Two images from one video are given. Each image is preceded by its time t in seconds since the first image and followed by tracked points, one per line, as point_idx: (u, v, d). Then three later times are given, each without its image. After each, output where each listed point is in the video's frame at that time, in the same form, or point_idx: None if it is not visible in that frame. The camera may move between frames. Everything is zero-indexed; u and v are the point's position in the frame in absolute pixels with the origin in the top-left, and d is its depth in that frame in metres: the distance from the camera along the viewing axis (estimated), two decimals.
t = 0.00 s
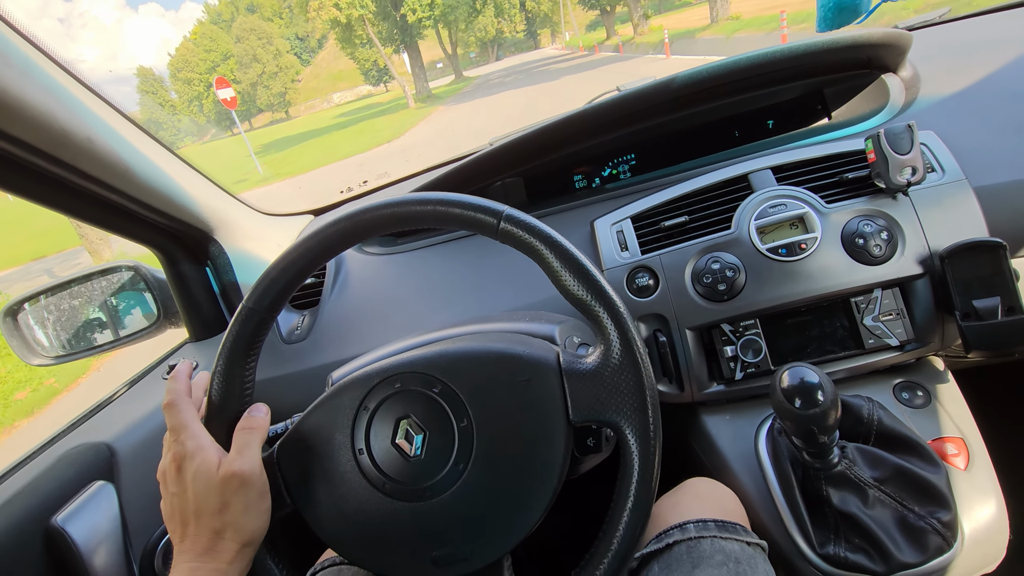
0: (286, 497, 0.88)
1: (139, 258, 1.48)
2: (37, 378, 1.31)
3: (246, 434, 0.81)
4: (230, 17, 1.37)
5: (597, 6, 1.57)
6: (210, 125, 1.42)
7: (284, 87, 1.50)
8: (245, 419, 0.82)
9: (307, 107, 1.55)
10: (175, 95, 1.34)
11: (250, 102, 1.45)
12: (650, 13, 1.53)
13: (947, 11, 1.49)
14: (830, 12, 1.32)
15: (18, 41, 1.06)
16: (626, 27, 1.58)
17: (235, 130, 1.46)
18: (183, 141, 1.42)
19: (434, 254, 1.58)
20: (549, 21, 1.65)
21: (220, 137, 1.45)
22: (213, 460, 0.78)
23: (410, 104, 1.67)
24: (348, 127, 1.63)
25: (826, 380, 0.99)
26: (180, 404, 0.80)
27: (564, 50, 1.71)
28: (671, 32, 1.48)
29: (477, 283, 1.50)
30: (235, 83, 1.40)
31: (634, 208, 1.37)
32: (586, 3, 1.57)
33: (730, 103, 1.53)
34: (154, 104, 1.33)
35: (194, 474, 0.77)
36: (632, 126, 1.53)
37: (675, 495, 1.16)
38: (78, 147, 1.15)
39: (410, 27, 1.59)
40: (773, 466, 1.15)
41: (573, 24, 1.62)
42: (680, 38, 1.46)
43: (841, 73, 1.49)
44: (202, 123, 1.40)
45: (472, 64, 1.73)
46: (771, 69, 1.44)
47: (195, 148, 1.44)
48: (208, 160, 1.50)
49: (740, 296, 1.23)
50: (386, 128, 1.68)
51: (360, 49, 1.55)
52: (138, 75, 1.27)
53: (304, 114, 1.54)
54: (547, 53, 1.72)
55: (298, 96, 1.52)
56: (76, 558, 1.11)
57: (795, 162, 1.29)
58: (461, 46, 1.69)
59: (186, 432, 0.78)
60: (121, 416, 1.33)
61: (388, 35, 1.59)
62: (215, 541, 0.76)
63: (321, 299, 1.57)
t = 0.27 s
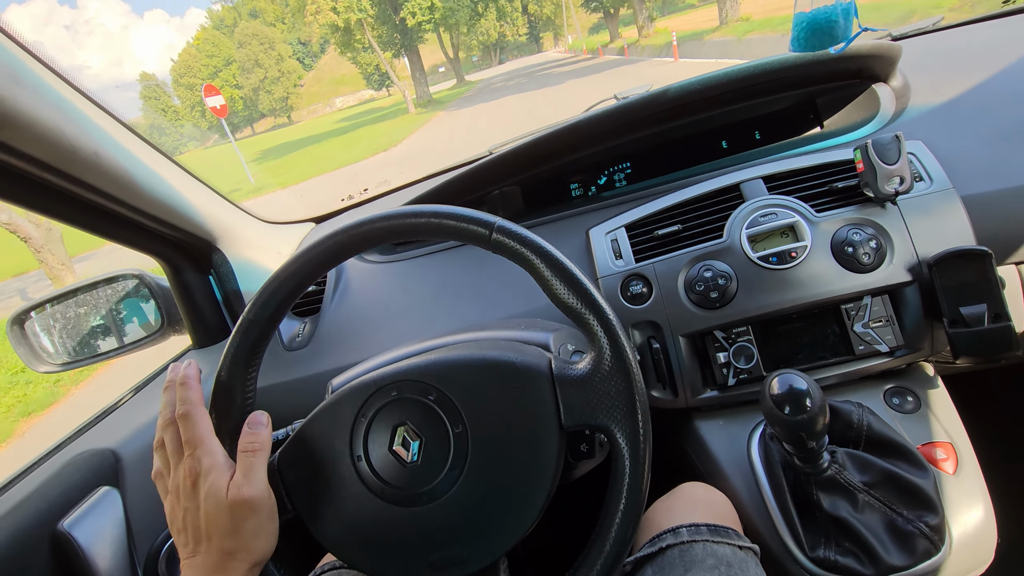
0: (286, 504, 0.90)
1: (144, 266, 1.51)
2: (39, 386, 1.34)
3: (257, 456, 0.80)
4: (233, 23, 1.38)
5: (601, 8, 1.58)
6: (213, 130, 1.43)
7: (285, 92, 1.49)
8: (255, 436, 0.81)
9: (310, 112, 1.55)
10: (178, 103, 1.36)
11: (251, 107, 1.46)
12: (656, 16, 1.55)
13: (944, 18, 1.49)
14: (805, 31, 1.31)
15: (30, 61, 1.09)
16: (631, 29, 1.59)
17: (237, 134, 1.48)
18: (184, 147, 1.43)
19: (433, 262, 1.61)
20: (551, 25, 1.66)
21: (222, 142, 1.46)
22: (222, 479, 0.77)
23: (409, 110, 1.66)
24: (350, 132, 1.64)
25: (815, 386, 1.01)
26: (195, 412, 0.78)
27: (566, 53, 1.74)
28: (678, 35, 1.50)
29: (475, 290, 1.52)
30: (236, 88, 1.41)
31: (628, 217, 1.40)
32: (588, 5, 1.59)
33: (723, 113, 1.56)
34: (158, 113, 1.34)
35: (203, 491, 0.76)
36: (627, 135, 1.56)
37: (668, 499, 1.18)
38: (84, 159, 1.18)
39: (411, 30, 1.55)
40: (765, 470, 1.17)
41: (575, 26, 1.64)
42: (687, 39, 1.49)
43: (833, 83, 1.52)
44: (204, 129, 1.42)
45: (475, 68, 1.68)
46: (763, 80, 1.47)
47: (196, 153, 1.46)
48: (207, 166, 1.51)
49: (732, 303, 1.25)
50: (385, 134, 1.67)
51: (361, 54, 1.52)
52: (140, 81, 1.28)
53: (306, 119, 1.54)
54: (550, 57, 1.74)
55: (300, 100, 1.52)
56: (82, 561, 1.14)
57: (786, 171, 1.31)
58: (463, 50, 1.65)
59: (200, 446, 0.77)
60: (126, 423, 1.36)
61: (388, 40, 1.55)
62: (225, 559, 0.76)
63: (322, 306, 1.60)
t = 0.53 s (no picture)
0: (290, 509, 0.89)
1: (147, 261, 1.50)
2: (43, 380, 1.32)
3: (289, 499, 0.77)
4: (241, 26, 1.41)
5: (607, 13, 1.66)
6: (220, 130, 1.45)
7: (291, 96, 1.53)
8: (288, 477, 0.78)
9: (315, 114, 1.59)
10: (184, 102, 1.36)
11: (257, 110, 1.49)
12: (664, 21, 1.63)
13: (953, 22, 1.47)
14: (830, 24, 1.40)
15: (36, 52, 1.09)
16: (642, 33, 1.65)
17: (243, 136, 1.52)
18: (191, 146, 1.44)
19: (438, 261, 1.60)
20: (557, 29, 1.75)
21: (229, 144, 1.49)
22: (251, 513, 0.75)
23: (410, 115, 1.70)
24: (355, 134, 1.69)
25: (825, 389, 1.00)
26: (244, 437, 0.74)
27: (573, 58, 1.81)
28: (691, 41, 1.54)
29: (480, 289, 1.51)
30: (242, 90, 1.44)
31: (635, 217, 1.38)
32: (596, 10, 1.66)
33: (731, 113, 1.54)
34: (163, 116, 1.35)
35: (234, 522, 0.74)
36: (634, 135, 1.55)
37: (675, 502, 1.17)
38: (90, 152, 1.18)
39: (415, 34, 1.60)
40: (773, 474, 1.16)
41: (582, 32, 1.71)
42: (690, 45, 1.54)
43: (843, 84, 1.50)
44: (210, 130, 1.42)
45: (481, 72, 1.75)
46: (773, 80, 1.45)
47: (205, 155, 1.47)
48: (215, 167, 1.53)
49: (740, 304, 1.23)
50: (387, 138, 1.70)
51: (370, 58, 1.59)
52: (148, 83, 1.30)
53: (311, 122, 1.58)
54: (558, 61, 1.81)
55: (306, 103, 1.56)
56: (81, 556, 1.12)
57: (797, 171, 1.30)
58: (469, 54, 1.72)
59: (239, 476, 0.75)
60: (127, 418, 1.35)
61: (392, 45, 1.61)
62: None
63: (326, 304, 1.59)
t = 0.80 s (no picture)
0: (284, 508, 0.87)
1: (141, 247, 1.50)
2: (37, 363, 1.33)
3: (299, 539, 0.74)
4: (243, 18, 1.40)
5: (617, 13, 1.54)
6: (222, 124, 1.47)
7: (294, 90, 1.54)
8: (301, 519, 0.74)
9: (317, 109, 1.61)
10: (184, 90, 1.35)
11: (259, 103, 1.49)
12: (673, 22, 1.48)
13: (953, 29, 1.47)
14: (839, 20, 1.34)
15: (36, 32, 1.08)
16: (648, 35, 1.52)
17: (244, 130, 1.52)
18: (194, 139, 1.43)
19: (434, 254, 1.59)
20: (563, 29, 1.69)
21: (230, 135, 1.50)
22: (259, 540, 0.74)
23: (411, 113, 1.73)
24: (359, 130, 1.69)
25: (818, 389, 1.00)
26: (266, 464, 0.75)
27: (576, 58, 1.77)
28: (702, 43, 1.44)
29: (475, 283, 1.51)
30: (244, 83, 1.44)
31: (632, 214, 1.38)
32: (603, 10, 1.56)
33: (730, 114, 1.54)
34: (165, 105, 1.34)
35: (243, 550, 0.73)
36: (633, 133, 1.55)
37: (664, 500, 1.16)
38: (87, 134, 1.17)
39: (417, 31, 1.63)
40: (763, 474, 1.16)
41: (587, 31, 1.63)
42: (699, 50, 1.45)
43: (842, 87, 1.51)
44: (212, 123, 1.43)
45: (485, 70, 1.78)
46: (773, 81, 1.45)
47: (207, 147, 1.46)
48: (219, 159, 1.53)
49: (735, 304, 1.23)
50: (383, 138, 1.69)
51: (372, 54, 1.60)
52: (149, 73, 1.29)
53: (314, 116, 1.60)
54: (562, 61, 1.77)
55: (308, 98, 1.57)
56: (66, 540, 1.12)
57: (794, 173, 1.30)
58: (473, 53, 1.74)
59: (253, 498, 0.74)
60: (118, 403, 1.34)
61: (393, 40, 1.63)
62: None
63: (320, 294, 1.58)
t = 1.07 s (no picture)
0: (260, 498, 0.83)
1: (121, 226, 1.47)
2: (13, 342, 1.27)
3: None
4: (242, 4, 1.42)
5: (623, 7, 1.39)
6: (218, 110, 1.47)
7: (292, 78, 1.48)
8: None
9: (315, 98, 1.51)
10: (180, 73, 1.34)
11: (256, 90, 1.47)
12: (682, 18, 1.36)
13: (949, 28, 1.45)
14: (824, 3, 1.25)
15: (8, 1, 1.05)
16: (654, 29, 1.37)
17: (242, 117, 1.50)
18: (191, 125, 1.44)
19: (420, 239, 1.56)
20: (566, 23, 1.46)
21: (227, 123, 1.49)
22: None
23: (410, 106, 1.54)
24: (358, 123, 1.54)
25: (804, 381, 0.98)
26: (300, 543, 0.71)
27: (582, 54, 1.52)
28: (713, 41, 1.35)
29: (461, 270, 1.48)
30: (241, 69, 1.44)
31: (622, 202, 1.36)
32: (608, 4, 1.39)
33: (724, 104, 1.53)
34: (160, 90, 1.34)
35: None
36: (626, 121, 1.52)
37: (646, 490, 1.15)
38: (62, 105, 1.14)
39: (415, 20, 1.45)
40: (747, 466, 1.14)
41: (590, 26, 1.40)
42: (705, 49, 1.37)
43: (837, 80, 1.49)
44: (209, 108, 1.45)
45: (486, 63, 1.50)
46: (767, 71, 1.44)
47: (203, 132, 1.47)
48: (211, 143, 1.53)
49: (722, 294, 1.22)
50: (377, 132, 1.54)
51: (371, 43, 1.44)
52: (146, 57, 1.29)
53: (312, 105, 1.50)
54: (564, 57, 1.53)
55: (306, 86, 1.50)
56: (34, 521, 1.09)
57: (786, 163, 1.28)
58: (474, 44, 1.48)
59: None
60: (92, 383, 1.31)
61: (390, 29, 1.47)
62: None
63: (303, 278, 1.55)
